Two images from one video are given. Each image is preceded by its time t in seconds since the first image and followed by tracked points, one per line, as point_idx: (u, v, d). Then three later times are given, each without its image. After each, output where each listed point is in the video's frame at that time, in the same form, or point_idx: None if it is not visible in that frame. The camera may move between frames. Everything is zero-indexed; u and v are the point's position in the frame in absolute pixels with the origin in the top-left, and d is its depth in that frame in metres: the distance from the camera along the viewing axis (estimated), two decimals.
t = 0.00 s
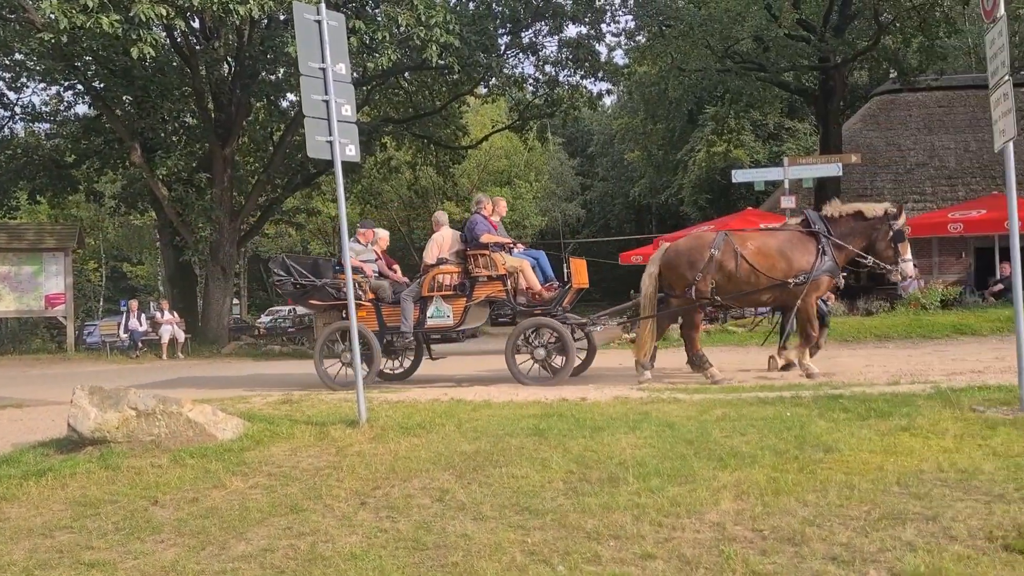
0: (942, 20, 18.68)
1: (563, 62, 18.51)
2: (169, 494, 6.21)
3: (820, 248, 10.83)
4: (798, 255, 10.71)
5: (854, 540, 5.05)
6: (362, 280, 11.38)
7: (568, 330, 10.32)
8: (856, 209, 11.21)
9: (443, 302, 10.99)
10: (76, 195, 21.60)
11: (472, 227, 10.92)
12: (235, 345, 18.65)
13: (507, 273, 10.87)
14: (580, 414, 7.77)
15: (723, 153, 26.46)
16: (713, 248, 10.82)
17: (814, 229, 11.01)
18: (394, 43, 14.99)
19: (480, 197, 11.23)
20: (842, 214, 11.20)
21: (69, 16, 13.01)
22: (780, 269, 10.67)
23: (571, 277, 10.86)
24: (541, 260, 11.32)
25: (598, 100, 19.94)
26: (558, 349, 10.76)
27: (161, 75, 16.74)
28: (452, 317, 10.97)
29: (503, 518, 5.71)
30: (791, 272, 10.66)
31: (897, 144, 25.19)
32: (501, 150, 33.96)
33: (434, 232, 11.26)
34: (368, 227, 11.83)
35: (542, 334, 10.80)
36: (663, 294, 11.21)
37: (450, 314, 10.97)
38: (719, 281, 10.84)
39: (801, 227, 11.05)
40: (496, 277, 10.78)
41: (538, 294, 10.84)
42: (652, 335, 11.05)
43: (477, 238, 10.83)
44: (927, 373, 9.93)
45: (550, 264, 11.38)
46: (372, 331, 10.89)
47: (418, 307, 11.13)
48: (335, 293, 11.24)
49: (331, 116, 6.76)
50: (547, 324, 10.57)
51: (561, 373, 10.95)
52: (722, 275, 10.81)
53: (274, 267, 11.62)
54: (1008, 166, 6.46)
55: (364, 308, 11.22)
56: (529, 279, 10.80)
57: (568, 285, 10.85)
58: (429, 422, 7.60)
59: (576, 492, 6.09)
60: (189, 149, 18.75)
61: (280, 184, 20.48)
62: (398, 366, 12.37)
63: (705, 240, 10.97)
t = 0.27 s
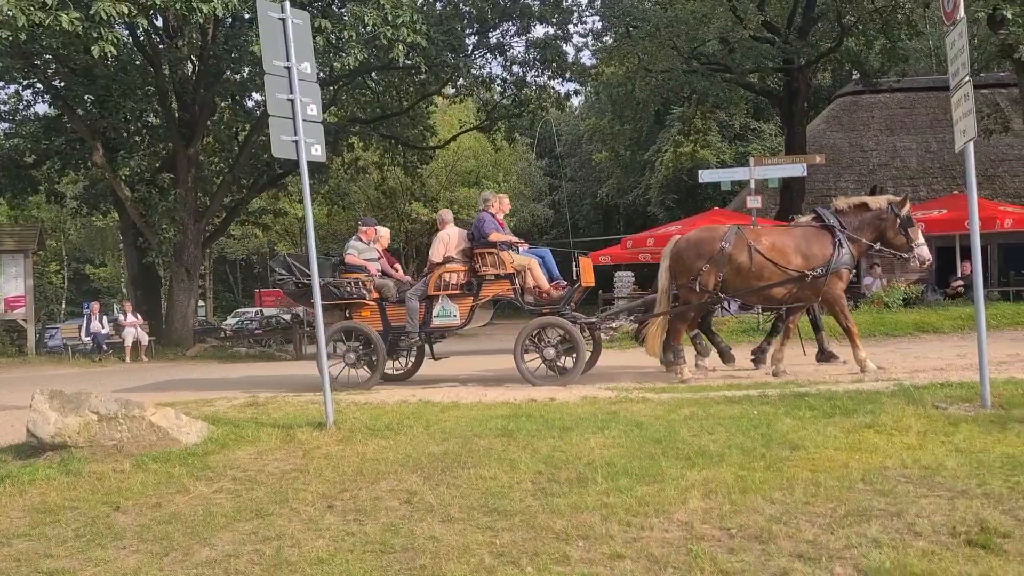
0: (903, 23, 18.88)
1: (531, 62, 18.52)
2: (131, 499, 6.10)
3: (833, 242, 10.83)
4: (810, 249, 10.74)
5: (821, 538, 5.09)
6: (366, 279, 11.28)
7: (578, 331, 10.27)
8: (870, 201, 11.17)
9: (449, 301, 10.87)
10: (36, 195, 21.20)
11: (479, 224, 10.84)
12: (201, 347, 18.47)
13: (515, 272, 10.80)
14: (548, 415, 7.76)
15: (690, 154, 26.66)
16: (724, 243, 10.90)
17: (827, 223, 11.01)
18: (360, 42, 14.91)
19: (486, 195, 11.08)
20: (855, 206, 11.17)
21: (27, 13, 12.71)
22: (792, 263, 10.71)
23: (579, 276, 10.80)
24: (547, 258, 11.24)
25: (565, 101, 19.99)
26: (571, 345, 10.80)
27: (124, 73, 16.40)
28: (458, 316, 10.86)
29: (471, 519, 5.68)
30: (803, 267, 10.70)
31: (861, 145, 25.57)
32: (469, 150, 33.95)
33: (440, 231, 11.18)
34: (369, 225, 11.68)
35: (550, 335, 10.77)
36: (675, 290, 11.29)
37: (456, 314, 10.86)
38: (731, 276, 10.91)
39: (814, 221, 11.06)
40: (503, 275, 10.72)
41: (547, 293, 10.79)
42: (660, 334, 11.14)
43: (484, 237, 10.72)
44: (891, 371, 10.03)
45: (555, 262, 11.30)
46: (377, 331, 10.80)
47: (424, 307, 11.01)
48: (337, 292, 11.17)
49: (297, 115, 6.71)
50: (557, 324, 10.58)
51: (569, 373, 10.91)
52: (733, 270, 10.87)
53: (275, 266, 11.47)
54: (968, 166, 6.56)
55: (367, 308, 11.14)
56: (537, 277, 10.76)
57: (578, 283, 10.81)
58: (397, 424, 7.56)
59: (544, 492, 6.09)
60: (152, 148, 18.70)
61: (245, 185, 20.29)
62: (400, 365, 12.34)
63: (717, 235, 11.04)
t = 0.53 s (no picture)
0: (868, 26, 19.08)
1: (500, 63, 18.53)
2: (94, 506, 5.98)
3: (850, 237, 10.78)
4: (826, 245, 10.69)
5: (790, 536, 5.11)
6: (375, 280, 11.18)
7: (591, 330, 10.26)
8: (888, 197, 11.16)
9: (460, 301, 10.84)
10: None
11: (490, 223, 10.75)
12: (167, 350, 18.28)
13: (526, 270, 10.74)
14: (518, 417, 7.74)
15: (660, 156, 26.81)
16: (740, 242, 10.82)
17: (844, 219, 10.99)
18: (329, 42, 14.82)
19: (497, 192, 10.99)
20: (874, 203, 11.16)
21: None
22: (809, 259, 10.65)
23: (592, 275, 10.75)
24: (558, 256, 11.20)
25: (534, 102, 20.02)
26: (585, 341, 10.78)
27: (88, 72, 16.33)
28: (468, 316, 10.83)
29: (441, 522, 5.64)
30: (820, 262, 10.64)
31: (828, 147, 25.97)
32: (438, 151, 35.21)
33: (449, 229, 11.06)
34: (378, 224, 11.50)
35: (561, 334, 10.68)
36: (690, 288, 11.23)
37: (466, 314, 10.82)
38: (747, 273, 10.84)
39: (830, 217, 11.05)
40: (515, 274, 10.68)
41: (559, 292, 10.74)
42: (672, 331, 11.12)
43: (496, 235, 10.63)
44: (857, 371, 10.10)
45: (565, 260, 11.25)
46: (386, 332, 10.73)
47: (433, 306, 10.96)
48: (345, 293, 11.11)
49: (263, 115, 6.67)
50: (573, 322, 10.54)
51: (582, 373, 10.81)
52: (749, 267, 10.81)
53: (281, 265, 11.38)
54: (932, 168, 6.62)
55: (376, 308, 11.09)
56: (548, 275, 10.72)
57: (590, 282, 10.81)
58: (367, 427, 7.51)
59: (515, 494, 6.06)
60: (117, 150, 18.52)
61: (212, 186, 20.09)
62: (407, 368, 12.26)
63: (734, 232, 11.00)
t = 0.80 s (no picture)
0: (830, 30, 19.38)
1: (466, 65, 18.53)
2: (51, 514, 5.86)
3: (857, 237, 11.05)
4: (834, 244, 10.92)
5: (755, 536, 5.14)
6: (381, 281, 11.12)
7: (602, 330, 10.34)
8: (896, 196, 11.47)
9: (467, 301, 10.82)
10: None
11: (497, 222, 10.70)
12: (129, 354, 18.03)
13: (534, 270, 10.79)
14: (484, 419, 7.72)
15: (628, 158, 26.96)
16: (751, 240, 11.00)
17: (851, 217, 11.22)
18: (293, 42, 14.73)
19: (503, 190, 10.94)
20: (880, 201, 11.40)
21: None
22: (818, 258, 10.89)
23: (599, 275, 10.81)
24: (562, 255, 11.25)
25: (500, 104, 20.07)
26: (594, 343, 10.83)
27: (47, 72, 16.21)
28: (476, 316, 10.83)
29: (406, 526, 5.60)
30: (829, 262, 10.87)
31: (791, 149, 26.23)
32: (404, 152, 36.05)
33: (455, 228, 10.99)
34: (381, 223, 11.38)
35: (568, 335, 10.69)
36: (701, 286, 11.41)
37: (474, 314, 10.82)
38: (758, 272, 11.03)
39: (838, 216, 11.27)
40: (523, 274, 10.69)
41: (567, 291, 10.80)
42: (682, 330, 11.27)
43: (504, 235, 10.62)
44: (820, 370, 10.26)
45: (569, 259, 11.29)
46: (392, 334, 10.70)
47: (439, 307, 10.94)
48: (349, 293, 11.06)
49: (225, 116, 6.61)
50: (580, 321, 10.62)
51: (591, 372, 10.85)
52: (760, 266, 11.00)
53: (283, 265, 11.30)
54: (891, 171, 6.71)
55: (381, 308, 11.06)
56: (556, 275, 10.77)
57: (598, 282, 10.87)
58: (332, 430, 7.46)
59: (481, 497, 6.04)
60: (77, 150, 18.36)
61: (175, 187, 19.85)
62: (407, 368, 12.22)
63: (743, 231, 11.16)
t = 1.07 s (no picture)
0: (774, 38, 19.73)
1: (416, 68, 18.51)
2: None
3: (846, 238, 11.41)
4: (825, 245, 11.25)
5: (699, 537, 5.19)
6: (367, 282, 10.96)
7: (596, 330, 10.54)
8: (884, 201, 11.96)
9: (455, 302, 10.79)
10: None
11: (488, 222, 10.71)
12: (70, 360, 17.60)
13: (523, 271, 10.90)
14: (433, 423, 7.70)
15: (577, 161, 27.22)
16: (743, 240, 11.24)
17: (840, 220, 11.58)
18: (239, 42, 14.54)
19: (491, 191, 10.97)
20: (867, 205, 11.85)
21: None
22: (810, 259, 11.20)
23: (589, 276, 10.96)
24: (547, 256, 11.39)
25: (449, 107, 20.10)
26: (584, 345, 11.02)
27: None
28: (464, 318, 10.80)
29: (352, 532, 5.54)
30: (820, 262, 11.19)
31: (736, 154, 26.69)
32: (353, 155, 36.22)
33: (443, 228, 10.94)
34: (367, 223, 11.20)
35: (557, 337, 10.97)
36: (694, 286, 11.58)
37: (462, 316, 10.79)
38: (751, 271, 11.26)
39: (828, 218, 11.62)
40: (513, 274, 10.78)
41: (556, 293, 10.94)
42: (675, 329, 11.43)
43: (496, 235, 10.66)
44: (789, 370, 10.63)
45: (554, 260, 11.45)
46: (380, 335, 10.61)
47: (427, 308, 10.88)
48: (335, 295, 10.88)
49: (167, 116, 6.68)
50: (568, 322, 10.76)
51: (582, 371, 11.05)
52: (752, 265, 11.23)
53: (268, 267, 11.02)
54: (833, 177, 6.83)
55: (368, 310, 10.93)
56: (545, 275, 10.90)
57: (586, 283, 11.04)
58: (277, 436, 7.39)
59: (428, 502, 6.01)
60: (14, 150, 17.89)
61: (117, 189, 19.44)
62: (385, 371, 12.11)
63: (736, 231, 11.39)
